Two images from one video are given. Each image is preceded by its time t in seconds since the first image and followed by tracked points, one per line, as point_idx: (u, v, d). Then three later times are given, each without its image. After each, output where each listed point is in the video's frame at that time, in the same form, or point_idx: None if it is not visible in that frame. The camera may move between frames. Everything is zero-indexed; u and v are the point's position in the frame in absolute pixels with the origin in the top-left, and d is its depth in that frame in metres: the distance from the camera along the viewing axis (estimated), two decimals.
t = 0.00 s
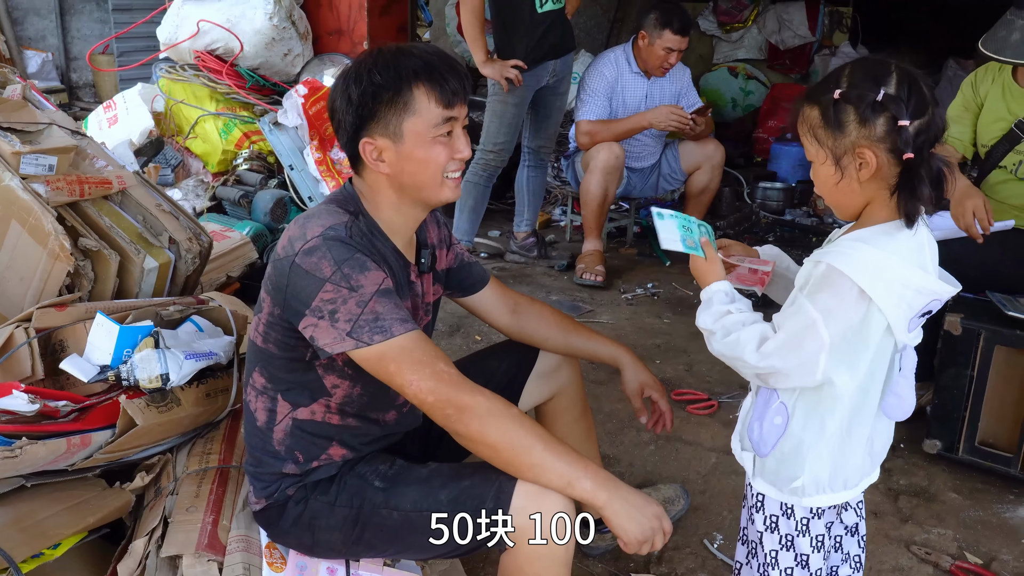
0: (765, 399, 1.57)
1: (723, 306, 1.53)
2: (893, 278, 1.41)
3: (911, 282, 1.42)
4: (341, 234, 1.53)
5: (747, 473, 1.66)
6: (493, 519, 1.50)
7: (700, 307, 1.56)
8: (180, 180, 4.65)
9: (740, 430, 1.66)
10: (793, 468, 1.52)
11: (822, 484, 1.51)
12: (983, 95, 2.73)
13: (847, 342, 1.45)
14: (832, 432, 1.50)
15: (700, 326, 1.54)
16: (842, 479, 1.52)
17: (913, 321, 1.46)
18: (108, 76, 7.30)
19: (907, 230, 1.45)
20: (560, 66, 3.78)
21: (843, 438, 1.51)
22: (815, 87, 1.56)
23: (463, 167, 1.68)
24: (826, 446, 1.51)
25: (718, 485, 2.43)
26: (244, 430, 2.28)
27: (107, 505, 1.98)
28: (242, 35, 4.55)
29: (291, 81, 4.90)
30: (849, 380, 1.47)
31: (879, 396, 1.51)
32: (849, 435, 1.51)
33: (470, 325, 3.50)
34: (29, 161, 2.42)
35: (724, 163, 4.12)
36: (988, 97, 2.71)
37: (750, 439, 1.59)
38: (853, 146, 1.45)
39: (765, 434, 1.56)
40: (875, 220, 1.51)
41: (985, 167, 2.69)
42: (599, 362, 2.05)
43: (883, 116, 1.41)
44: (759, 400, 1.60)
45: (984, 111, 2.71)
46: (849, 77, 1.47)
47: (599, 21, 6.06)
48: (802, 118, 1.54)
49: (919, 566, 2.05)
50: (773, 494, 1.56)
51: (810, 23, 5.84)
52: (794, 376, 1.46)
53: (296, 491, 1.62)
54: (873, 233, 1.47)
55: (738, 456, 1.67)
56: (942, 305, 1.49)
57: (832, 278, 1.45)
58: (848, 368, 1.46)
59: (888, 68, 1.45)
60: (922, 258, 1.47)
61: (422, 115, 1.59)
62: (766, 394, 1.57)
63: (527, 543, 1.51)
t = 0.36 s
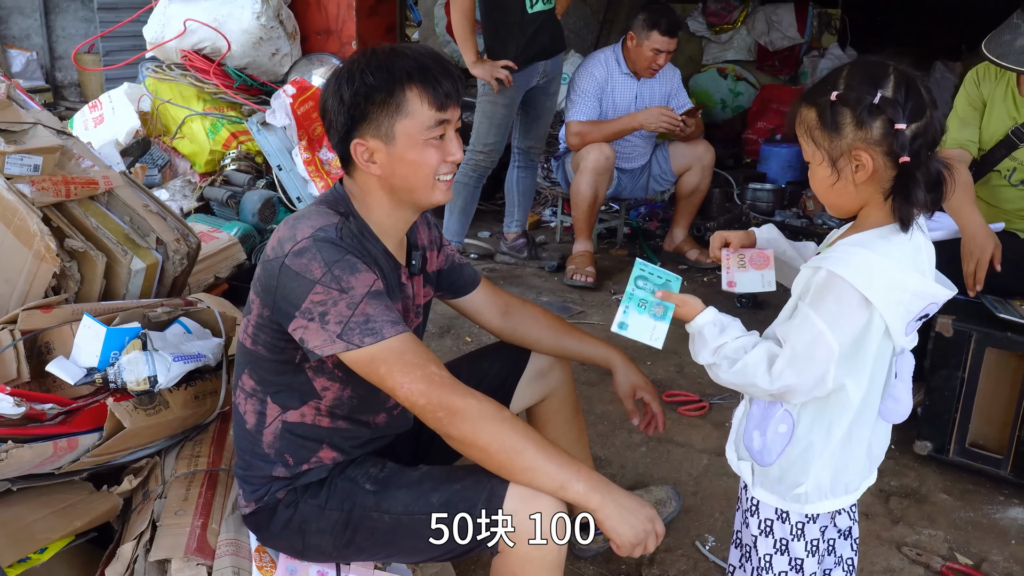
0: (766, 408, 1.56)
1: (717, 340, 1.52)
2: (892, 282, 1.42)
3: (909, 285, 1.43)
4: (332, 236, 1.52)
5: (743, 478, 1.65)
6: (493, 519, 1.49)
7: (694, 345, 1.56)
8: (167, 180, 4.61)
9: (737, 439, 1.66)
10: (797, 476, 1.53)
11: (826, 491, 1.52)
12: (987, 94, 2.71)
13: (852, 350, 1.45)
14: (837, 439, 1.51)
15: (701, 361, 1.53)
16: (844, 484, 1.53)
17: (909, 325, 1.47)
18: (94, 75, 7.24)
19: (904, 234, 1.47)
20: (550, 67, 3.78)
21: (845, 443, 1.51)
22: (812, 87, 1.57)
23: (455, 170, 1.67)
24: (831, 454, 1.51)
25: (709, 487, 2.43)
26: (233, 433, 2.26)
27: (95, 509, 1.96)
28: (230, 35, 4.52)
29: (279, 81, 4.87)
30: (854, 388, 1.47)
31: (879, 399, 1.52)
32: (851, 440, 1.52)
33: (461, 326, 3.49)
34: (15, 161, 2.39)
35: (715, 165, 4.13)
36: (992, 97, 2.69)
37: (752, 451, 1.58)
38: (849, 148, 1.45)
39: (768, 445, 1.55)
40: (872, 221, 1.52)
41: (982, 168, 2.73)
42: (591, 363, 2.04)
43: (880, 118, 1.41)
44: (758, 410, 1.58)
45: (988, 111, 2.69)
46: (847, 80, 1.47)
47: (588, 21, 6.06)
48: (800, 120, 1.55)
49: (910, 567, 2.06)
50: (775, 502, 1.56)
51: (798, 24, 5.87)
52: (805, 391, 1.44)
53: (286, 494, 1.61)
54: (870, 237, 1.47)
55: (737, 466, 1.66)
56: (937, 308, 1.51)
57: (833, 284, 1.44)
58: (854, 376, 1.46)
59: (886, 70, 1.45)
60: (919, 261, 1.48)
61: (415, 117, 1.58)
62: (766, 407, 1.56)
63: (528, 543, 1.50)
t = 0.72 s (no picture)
0: (762, 407, 1.56)
1: (711, 332, 1.52)
2: (884, 278, 1.42)
3: (902, 281, 1.43)
4: (324, 235, 1.51)
5: (741, 478, 1.65)
6: (489, 519, 1.49)
7: (690, 338, 1.56)
8: (158, 180, 4.59)
9: (735, 440, 1.65)
10: (795, 475, 1.52)
11: (823, 489, 1.52)
12: (987, 92, 2.71)
13: (846, 347, 1.44)
14: (833, 437, 1.50)
15: (696, 355, 1.54)
16: (841, 482, 1.53)
17: (903, 320, 1.47)
18: (84, 75, 7.20)
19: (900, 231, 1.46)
20: (543, 65, 3.77)
21: (842, 441, 1.51)
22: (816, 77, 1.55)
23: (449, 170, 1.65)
24: (828, 452, 1.51)
25: (704, 484, 2.43)
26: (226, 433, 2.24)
27: (86, 511, 1.95)
28: (221, 33, 4.50)
29: (271, 80, 4.85)
30: (849, 385, 1.47)
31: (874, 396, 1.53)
32: (847, 438, 1.52)
33: (454, 325, 3.48)
34: (4, 161, 2.37)
35: (708, 162, 4.13)
36: (993, 95, 2.68)
37: (750, 451, 1.57)
38: (854, 142, 1.44)
39: (767, 444, 1.54)
40: (866, 219, 1.51)
41: (980, 166, 2.74)
42: (585, 362, 2.04)
43: (888, 115, 1.41)
44: (755, 409, 1.58)
45: (988, 108, 2.69)
46: (857, 72, 1.45)
47: (581, 18, 6.06)
48: (804, 105, 1.53)
49: (905, 563, 2.06)
50: (774, 502, 1.56)
51: (791, 21, 5.88)
52: (799, 389, 1.44)
53: (279, 494, 1.60)
54: (863, 233, 1.47)
55: (735, 466, 1.65)
56: (930, 303, 1.51)
57: (825, 280, 1.43)
58: (849, 373, 1.46)
59: (890, 66, 1.44)
60: (911, 256, 1.48)
61: (409, 116, 1.57)
62: (763, 406, 1.56)
63: (528, 543, 1.49)
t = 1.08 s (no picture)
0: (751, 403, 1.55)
1: (697, 320, 1.55)
2: (871, 274, 1.41)
3: (889, 278, 1.43)
4: (313, 231, 1.50)
5: (731, 475, 1.64)
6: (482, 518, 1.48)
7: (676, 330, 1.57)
8: (151, 176, 4.55)
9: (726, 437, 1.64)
10: (783, 472, 1.52)
11: (812, 485, 1.52)
12: (982, 91, 2.69)
13: (831, 342, 1.44)
14: (821, 433, 1.50)
15: (680, 344, 1.54)
16: (829, 479, 1.53)
17: (890, 316, 1.47)
18: (76, 70, 7.14)
19: (892, 226, 1.46)
20: (537, 61, 3.76)
21: (830, 438, 1.51)
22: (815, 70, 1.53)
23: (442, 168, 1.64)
24: (816, 448, 1.50)
25: (698, 483, 2.43)
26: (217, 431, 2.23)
27: (77, 509, 1.93)
28: (214, 29, 4.47)
29: (264, 75, 4.83)
30: (835, 381, 1.46)
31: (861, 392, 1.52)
32: (834, 434, 1.51)
33: (448, 322, 3.47)
34: None
35: (702, 160, 4.13)
36: (987, 95, 2.67)
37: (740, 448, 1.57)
38: (853, 137, 1.44)
39: (755, 442, 1.54)
40: (852, 215, 1.50)
41: (973, 165, 2.73)
42: (579, 360, 2.03)
43: (889, 111, 1.41)
44: (745, 406, 1.57)
45: (982, 108, 2.68)
46: (860, 66, 1.44)
47: (576, 15, 6.05)
48: (802, 97, 1.51)
49: (898, 562, 2.06)
50: (763, 499, 1.55)
51: (786, 18, 5.90)
52: (783, 383, 1.44)
53: (271, 493, 1.59)
54: (852, 229, 1.47)
55: (725, 464, 1.64)
56: (918, 299, 1.51)
57: (811, 276, 1.43)
58: (833, 369, 1.45)
59: (890, 65, 1.43)
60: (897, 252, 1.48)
61: (403, 114, 1.56)
62: (752, 402, 1.55)
63: (527, 544, 1.48)
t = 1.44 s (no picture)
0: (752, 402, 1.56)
1: (695, 322, 1.57)
2: (869, 267, 1.41)
3: (885, 271, 1.43)
4: (311, 227, 1.50)
5: (734, 475, 1.64)
6: (481, 516, 1.48)
7: (676, 331, 1.58)
8: (150, 174, 4.50)
9: (728, 438, 1.64)
10: (785, 470, 1.52)
11: (814, 482, 1.52)
12: (976, 91, 2.73)
13: (829, 337, 1.44)
14: (821, 429, 1.50)
15: (680, 347, 1.56)
16: (831, 476, 1.53)
17: (888, 310, 1.48)
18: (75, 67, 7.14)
19: (891, 221, 1.46)
20: (536, 59, 3.76)
21: (831, 434, 1.51)
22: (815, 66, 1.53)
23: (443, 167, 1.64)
24: (816, 444, 1.51)
25: (697, 481, 2.43)
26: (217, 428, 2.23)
27: (75, 506, 1.93)
28: (213, 26, 4.47)
29: (263, 73, 4.82)
30: (834, 377, 1.46)
31: (859, 386, 1.52)
32: (834, 431, 1.51)
33: (447, 320, 3.47)
34: None
35: (702, 158, 4.12)
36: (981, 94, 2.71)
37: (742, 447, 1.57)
38: (852, 133, 1.44)
39: (756, 439, 1.54)
40: (851, 209, 1.50)
41: (969, 165, 2.73)
42: (578, 358, 2.03)
43: (887, 107, 1.41)
44: (746, 404, 1.57)
45: (977, 107, 2.72)
46: (858, 62, 1.44)
47: (575, 13, 6.05)
48: (801, 93, 1.51)
49: (897, 560, 2.07)
50: (765, 499, 1.55)
51: (785, 17, 5.90)
52: (783, 379, 1.43)
53: (270, 489, 1.59)
54: (849, 223, 1.47)
55: (728, 464, 1.64)
56: (916, 293, 1.51)
57: (807, 269, 1.44)
58: (833, 364, 1.45)
59: (893, 62, 1.43)
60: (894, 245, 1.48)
61: (406, 113, 1.56)
62: (753, 400, 1.55)
63: (527, 542, 1.49)
